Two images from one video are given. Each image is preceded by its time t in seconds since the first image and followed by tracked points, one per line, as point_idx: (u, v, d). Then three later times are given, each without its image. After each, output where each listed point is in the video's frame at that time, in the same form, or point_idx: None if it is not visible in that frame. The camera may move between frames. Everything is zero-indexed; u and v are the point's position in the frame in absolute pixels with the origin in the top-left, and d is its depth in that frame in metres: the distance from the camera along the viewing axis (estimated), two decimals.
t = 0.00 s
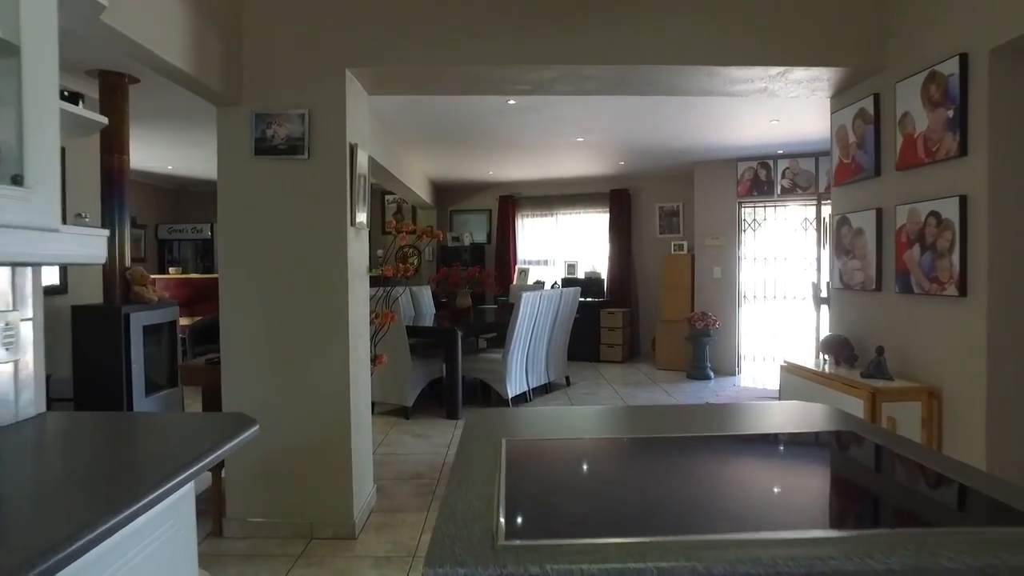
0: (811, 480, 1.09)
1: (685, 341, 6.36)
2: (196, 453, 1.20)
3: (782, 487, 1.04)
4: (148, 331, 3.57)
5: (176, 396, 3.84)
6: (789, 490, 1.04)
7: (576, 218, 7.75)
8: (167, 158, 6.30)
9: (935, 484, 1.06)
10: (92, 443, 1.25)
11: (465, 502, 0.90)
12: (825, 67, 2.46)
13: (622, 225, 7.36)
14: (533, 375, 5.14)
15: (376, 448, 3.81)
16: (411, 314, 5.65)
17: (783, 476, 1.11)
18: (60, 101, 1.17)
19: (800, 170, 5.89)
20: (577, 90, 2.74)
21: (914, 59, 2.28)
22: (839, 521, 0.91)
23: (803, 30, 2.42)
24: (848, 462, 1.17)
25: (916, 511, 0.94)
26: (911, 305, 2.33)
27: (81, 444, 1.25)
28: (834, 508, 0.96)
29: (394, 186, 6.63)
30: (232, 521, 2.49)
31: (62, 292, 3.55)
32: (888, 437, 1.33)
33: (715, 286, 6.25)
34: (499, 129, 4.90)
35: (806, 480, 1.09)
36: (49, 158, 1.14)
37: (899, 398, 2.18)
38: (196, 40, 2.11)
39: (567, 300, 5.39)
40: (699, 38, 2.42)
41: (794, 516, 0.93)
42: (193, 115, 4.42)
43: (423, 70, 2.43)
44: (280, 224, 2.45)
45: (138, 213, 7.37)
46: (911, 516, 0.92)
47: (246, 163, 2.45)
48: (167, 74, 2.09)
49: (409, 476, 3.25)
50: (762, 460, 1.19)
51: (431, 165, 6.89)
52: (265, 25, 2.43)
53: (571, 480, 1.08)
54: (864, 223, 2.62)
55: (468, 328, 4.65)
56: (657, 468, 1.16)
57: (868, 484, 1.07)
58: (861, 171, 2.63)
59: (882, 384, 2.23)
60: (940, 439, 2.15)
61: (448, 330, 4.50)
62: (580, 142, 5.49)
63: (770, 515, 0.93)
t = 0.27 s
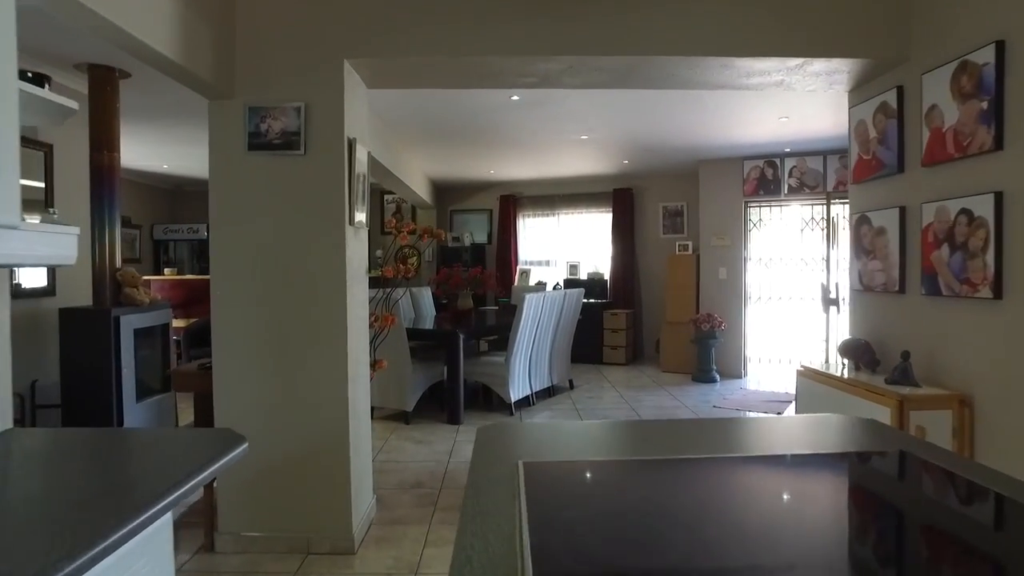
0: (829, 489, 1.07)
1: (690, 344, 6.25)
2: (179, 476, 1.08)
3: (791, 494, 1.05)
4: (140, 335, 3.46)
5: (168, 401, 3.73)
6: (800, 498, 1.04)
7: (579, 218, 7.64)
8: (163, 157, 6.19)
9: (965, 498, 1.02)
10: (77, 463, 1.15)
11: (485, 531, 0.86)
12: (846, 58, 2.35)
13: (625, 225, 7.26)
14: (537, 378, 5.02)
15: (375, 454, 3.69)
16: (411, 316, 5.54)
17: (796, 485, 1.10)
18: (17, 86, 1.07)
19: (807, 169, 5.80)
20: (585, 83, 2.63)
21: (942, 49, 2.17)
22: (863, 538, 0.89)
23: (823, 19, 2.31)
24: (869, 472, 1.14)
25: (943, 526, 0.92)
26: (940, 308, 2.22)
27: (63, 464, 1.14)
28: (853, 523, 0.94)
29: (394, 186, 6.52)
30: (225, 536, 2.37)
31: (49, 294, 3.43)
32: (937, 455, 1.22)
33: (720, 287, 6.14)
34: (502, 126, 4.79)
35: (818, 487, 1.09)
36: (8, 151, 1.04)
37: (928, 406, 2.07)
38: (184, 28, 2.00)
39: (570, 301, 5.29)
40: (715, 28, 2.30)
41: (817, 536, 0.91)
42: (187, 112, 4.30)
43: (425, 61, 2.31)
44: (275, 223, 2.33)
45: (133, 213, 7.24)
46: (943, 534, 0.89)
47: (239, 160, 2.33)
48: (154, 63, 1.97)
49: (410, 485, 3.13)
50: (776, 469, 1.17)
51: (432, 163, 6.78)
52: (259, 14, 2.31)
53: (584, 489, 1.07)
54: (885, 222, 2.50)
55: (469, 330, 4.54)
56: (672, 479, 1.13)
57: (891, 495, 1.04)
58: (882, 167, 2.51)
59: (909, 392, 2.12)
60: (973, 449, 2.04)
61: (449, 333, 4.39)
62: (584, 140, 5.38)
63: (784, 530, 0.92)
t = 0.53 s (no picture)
0: (846, 496, 1.02)
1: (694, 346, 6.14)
2: (161, 498, 0.94)
3: (801, 500, 1.01)
4: (129, 338, 3.33)
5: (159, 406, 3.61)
6: (815, 506, 1.00)
7: (581, 217, 7.53)
8: (157, 155, 6.07)
9: (1002, 513, 0.95)
10: (55, 480, 1.04)
11: (497, 566, 0.79)
12: (870, 48, 2.23)
13: (627, 225, 7.15)
14: (539, 382, 4.91)
15: (374, 461, 3.57)
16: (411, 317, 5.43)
17: (813, 494, 1.04)
18: None
19: (813, 168, 5.69)
20: (594, 74, 2.51)
21: (973, 37, 2.06)
22: (884, 556, 0.84)
23: (846, 6, 2.20)
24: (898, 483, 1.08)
25: (973, 543, 0.86)
26: (971, 311, 2.10)
27: (36, 482, 1.02)
28: (871, 536, 0.89)
29: (392, 184, 6.40)
30: (215, 551, 2.25)
31: (35, 296, 3.30)
32: (997, 474, 1.10)
33: (726, 288, 6.03)
34: (503, 123, 4.68)
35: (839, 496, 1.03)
36: None
37: (962, 415, 1.95)
38: (171, 12, 1.87)
39: (574, 303, 5.18)
40: (732, 15, 2.19)
41: (833, 550, 0.86)
42: (179, 108, 4.19)
43: (427, 50, 2.19)
44: (268, 221, 2.21)
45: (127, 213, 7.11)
46: (973, 553, 0.83)
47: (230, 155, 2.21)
48: (139, 50, 1.85)
49: (411, 494, 3.00)
50: (797, 481, 1.09)
51: (431, 162, 6.67)
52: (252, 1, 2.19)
53: (591, 502, 1.01)
54: (909, 220, 2.39)
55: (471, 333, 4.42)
56: (687, 490, 1.07)
57: (913, 506, 0.98)
58: (906, 163, 2.40)
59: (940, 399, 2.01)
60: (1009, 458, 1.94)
61: (450, 335, 4.27)
62: (587, 138, 5.27)
63: (796, 542, 0.87)
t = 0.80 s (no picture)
0: (858, 502, 0.97)
1: (698, 347, 6.03)
2: (126, 532, 0.80)
3: (808, 505, 0.95)
4: (116, 340, 3.21)
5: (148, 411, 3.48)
6: (833, 519, 0.91)
7: (581, 216, 7.43)
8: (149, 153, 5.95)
9: None
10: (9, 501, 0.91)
11: None
12: (893, 34, 2.13)
13: (628, 224, 7.04)
14: (541, 384, 4.79)
15: (371, 467, 3.46)
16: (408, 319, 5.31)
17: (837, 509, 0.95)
18: None
19: (819, 165, 5.58)
20: (603, 62, 2.40)
21: (1005, 22, 1.95)
22: (912, 570, 0.76)
23: None
24: (926, 492, 1.01)
25: (1011, 558, 0.79)
26: (1002, 311, 1.99)
27: None
28: (889, 543, 0.83)
29: (389, 182, 6.29)
30: (203, 565, 2.12)
31: (17, 296, 3.18)
32: None
33: (730, 288, 5.93)
34: (504, 118, 4.57)
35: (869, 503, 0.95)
36: None
37: (996, 421, 1.85)
38: None
39: (575, 303, 5.07)
40: None
41: (844, 556, 0.80)
42: (170, 102, 4.06)
43: (427, 35, 2.08)
44: (259, 217, 2.09)
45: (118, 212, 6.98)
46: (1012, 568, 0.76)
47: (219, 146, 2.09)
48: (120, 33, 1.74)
49: (410, 502, 2.89)
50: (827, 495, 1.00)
51: (430, 160, 6.56)
52: None
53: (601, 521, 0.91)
54: (932, 216, 2.28)
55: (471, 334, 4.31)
56: (707, 507, 0.97)
57: (938, 516, 0.91)
58: (929, 155, 2.29)
59: (971, 404, 1.90)
60: None
61: (450, 336, 4.16)
62: (589, 134, 5.16)
63: (827, 563, 0.79)
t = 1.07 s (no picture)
0: (924, 550, 0.84)
1: (700, 349, 5.90)
2: None
3: (870, 555, 0.83)
4: (97, 343, 3.06)
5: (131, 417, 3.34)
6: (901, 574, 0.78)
7: (580, 215, 7.30)
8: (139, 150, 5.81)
9: None
10: None
11: None
12: (919, 21, 2.00)
13: (629, 224, 6.92)
14: (541, 388, 4.66)
15: (365, 476, 3.32)
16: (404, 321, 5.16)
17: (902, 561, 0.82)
18: None
19: (824, 163, 5.46)
20: (610, 51, 2.27)
21: None
22: None
23: None
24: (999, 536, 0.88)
25: None
26: None
27: None
28: None
29: (385, 181, 6.15)
30: None
31: None
32: None
33: (733, 288, 5.81)
34: (503, 113, 4.44)
35: (859, 534, 0.90)
36: None
37: None
38: None
39: (575, 305, 4.94)
40: None
41: None
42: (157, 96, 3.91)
43: (425, 20, 1.95)
44: (244, 213, 1.95)
45: (107, 210, 6.82)
46: None
47: (201, 137, 1.94)
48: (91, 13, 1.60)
49: (406, 515, 2.75)
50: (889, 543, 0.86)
51: (426, 158, 6.44)
52: None
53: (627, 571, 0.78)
54: (958, 213, 2.16)
55: (469, 337, 4.17)
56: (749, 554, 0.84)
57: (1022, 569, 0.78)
58: (955, 150, 2.16)
59: (1009, 414, 1.80)
60: None
61: (447, 339, 4.02)
62: (590, 131, 5.04)
63: None
